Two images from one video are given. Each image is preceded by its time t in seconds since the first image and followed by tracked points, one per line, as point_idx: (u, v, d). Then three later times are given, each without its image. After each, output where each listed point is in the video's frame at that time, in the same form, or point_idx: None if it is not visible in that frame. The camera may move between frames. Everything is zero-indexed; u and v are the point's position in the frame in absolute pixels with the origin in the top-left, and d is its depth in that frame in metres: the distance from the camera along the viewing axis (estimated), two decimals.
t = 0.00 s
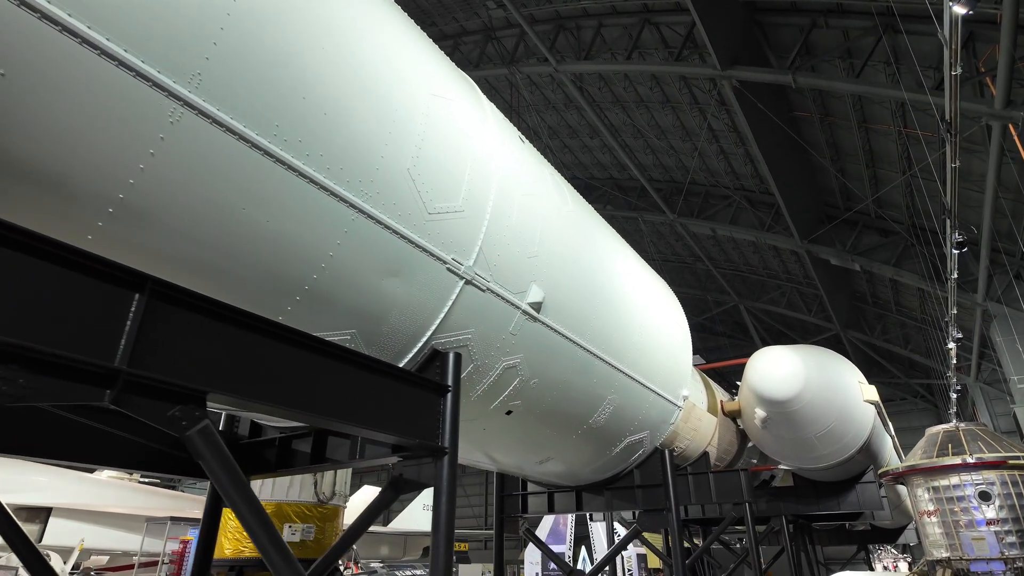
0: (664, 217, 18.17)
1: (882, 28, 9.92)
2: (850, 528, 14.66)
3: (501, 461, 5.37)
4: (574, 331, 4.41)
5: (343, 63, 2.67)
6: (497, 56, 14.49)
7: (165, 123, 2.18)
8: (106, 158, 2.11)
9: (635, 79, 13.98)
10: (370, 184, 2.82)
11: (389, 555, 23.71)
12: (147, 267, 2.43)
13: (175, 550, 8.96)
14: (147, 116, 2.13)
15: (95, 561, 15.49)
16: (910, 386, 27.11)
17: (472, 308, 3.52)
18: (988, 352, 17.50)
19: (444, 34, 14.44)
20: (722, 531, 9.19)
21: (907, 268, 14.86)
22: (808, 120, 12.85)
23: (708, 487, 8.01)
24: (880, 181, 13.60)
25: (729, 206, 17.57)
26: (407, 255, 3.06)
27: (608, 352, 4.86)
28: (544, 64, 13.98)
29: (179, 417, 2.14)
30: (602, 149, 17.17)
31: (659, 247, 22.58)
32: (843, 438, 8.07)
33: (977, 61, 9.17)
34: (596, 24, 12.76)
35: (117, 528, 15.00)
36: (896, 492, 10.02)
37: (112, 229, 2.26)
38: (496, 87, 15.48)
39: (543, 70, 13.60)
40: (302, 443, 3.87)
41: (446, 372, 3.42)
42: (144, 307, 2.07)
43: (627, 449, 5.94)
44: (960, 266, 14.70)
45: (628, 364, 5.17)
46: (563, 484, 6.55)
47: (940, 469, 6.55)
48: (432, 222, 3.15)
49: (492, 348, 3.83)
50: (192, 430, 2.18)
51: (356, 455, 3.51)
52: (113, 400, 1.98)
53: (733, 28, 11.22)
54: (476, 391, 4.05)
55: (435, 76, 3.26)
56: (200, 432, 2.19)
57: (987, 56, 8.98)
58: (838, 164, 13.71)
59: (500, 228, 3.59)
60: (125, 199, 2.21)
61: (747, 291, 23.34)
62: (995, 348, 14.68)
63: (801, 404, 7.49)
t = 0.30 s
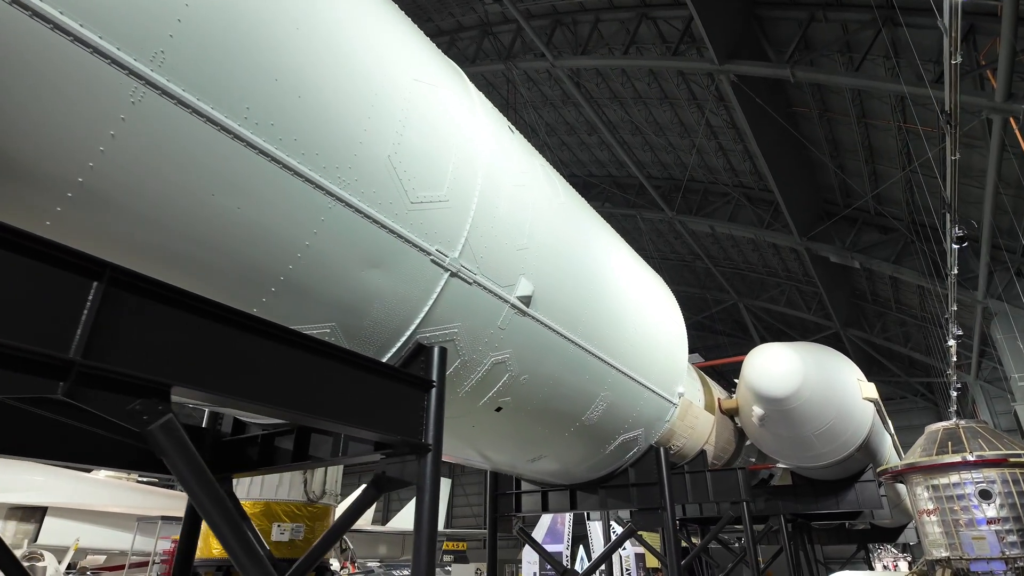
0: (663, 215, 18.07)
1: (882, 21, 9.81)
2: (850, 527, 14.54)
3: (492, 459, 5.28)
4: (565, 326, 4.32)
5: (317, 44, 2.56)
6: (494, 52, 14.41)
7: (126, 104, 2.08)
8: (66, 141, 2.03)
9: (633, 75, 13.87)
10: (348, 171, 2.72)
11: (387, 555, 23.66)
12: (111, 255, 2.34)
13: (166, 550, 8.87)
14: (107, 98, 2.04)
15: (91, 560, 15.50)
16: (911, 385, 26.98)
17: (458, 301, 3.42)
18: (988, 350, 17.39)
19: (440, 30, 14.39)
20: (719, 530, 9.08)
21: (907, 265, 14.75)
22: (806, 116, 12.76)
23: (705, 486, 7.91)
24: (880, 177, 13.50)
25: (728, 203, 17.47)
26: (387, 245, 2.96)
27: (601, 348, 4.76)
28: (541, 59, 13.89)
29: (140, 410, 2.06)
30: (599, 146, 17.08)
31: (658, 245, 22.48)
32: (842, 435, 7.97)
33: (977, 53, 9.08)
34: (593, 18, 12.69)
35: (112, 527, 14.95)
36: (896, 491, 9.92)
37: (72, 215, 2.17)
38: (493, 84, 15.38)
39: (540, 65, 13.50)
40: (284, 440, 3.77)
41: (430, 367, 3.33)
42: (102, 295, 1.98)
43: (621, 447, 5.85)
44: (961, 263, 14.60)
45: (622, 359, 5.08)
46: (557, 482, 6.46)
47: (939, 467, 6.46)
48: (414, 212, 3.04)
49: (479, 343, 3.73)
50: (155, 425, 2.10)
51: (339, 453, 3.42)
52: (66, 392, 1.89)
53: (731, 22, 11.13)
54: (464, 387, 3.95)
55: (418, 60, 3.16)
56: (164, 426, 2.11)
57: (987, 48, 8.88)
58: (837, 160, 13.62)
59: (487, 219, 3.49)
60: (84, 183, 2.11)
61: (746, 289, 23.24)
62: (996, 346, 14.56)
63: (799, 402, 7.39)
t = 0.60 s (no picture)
0: (662, 211, 17.98)
1: (882, 14, 9.64)
2: (849, 525, 14.46)
3: (483, 455, 5.19)
4: (557, 319, 4.23)
5: (296, 22, 2.47)
6: (491, 47, 14.30)
7: (89, 77, 1.99)
8: (24, 116, 1.94)
9: (631, 69, 13.77)
10: (327, 153, 2.62)
11: (385, 553, 23.65)
12: (76, 238, 2.25)
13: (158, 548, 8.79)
14: (69, 70, 1.95)
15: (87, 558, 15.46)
16: (910, 382, 26.92)
17: (446, 291, 3.33)
18: (989, 347, 17.30)
19: (437, 25, 14.26)
20: (717, 527, 8.99)
21: (907, 262, 14.66)
22: (806, 110, 12.67)
23: (703, 483, 7.81)
24: (880, 172, 13.41)
25: (727, 199, 17.37)
26: (370, 232, 2.87)
27: (594, 342, 4.67)
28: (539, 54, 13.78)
29: (101, 399, 1.99)
30: (598, 142, 16.98)
31: (657, 243, 22.39)
32: (841, 432, 7.88)
33: (978, 46, 8.99)
34: (591, 12, 12.60)
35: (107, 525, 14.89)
36: (896, 488, 9.84)
37: (31, 193, 2.08)
38: (490, 79, 15.27)
39: (538, 60, 13.41)
40: (268, 434, 3.68)
41: (417, 359, 3.23)
42: (59, 277, 1.91)
43: (616, 443, 5.76)
44: (961, 259, 14.51)
45: (616, 353, 4.99)
46: (551, 479, 6.38)
47: (940, 463, 6.37)
48: (397, 198, 2.95)
49: (468, 335, 3.64)
50: (118, 414, 2.02)
51: (320, 448, 3.33)
52: (20, 377, 1.82)
53: (730, 15, 11.02)
54: (453, 381, 3.85)
55: (403, 42, 3.06)
56: (127, 415, 2.02)
57: (989, 40, 8.78)
58: (837, 155, 13.53)
59: (475, 207, 3.39)
60: (44, 160, 2.02)
61: (745, 287, 23.15)
62: (997, 343, 14.48)
63: (798, 399, 7.29)
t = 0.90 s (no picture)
0: (661, 208, 17.86)
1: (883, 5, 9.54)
2: (849, 524, 14.37)
3: (475, 451, 5.08)
4: (549, 311, 4.12)
5: None
6: (489, 41, 14.18)
7: (43, 47, 1.89)
8: None
9: (629, 64, 13.66)
10: (303, 134, 2.51)
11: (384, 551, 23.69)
12: (36, 217, 2.16)
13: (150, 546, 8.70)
14: (22, 39, 1.85)
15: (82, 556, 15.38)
16: (910, 381, 26.85)
17: (431, 281, 3.22)
18: (990, 344, 17.20)
19: (435, 19, 14.13)
20: (715, 525, 8.88)
21: (908, 258, 14.55)
22: (806, 105, 12.56)
23: (700, 480, 7.71)
24: (881, 168, 13.30)
25: (726, 195, 17.26)
26: (351, 218, 2.77)
27: (586, 335, 4.57)
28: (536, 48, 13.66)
29: (55, 387, 1.89)
30: (596, 138, 16.88)
31: (656, 240, 22.27)
32: (840, 429, 7.77)
33: (981, 37, 8.88)
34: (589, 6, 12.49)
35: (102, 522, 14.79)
36: (896, 487, 9.74)
37: None
38: (488, 74, 15.14)
39: (535, 54, 13.30)
40: (250, 428, 3.57)
41: (401, 350, 3.12)
42: (9, 255, 1.83)
43: (611, 439, 5.65)
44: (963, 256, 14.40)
45: (610, 347, 4.89)
46: (545, 476, 6.28)
47: (941, 460, 6.26)
48: (380, 183, 2.84)
49: (456, 327, 3.52)
50: (73, 402, 1.92)
51: (301, 441, 3.26)
52: None
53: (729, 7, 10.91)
54: (441, 374, 3.74)
55: (385, 22, 2.95)
56: (83, 403, 1.93)
57: (991, 32, 8.67)
58: (837, 151, 13.41)
59: (462, 193, 3.28)
60: None
61: (745, 284, 23.05)
62: (997, 340, 14.39)
63: (796, 395, 7.19)
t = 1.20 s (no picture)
0: (660, 205, 17.76)
1: None
2: (848, 523, 14.27)
3: (466, 448, 4.99)
4: (541, 304, 4.02)
5: None
6: (485, 37, 14.07)
7: None
8: None
9: (627, 59, 13.55)
10: (279, 116, 2.42)
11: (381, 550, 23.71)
12: (21, 211, 2.12)
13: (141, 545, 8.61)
14: None
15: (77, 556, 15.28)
16: (910, 380, 26.78)
17: (416, 272, 3.12)
18: (990, 342, 17.11)
19: (431, 15, 14.02)
20: (713, 524, 8.78)
21: (908, 255, 14.44)
22: (805, 100, 12.47)
23: (697, 478, 7.61)
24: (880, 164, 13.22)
25: (725, 192, 17.16)
26: (330, 205, 2.67)
27: (580, 330, 4.48)
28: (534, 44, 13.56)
29: (6, 378, 1.84)
30: (595, 135, 16.79)
31: (655, 238, 22.18)
32: (839, 427, 7.68)
33: (982, 29, 8.79)
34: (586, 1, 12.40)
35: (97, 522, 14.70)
36: (895, 485, 9.64)
37: None
38: (485, 70, 15.03)
39: (532, 49, 13.19)
40: (233, 424, 3.45)
41: (384, 343, 3.03)
42: None
43: (606, 436, 5.56)
44: (963, 253, 14.32)
45: (603, 342, 4.79)
46: (539, 474, 6.20)
47: (941, 457, 6.17)
48: (361, 169, 2.75)
49: (443, 320, 3.42)
50: (27, 393, 1.87)
51: (282, 437, 3.18)
52: None
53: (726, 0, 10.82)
54: (428, 369, 3.63)
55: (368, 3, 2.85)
56: (36, 394, 1.88)
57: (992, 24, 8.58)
58: (836, 147, 13.31)
59: (449, 182, 3.19)
60: None
61: (744, 283, 22.99)
62: (997, 337, 14.33)
63: (794, 391, 7.10)
